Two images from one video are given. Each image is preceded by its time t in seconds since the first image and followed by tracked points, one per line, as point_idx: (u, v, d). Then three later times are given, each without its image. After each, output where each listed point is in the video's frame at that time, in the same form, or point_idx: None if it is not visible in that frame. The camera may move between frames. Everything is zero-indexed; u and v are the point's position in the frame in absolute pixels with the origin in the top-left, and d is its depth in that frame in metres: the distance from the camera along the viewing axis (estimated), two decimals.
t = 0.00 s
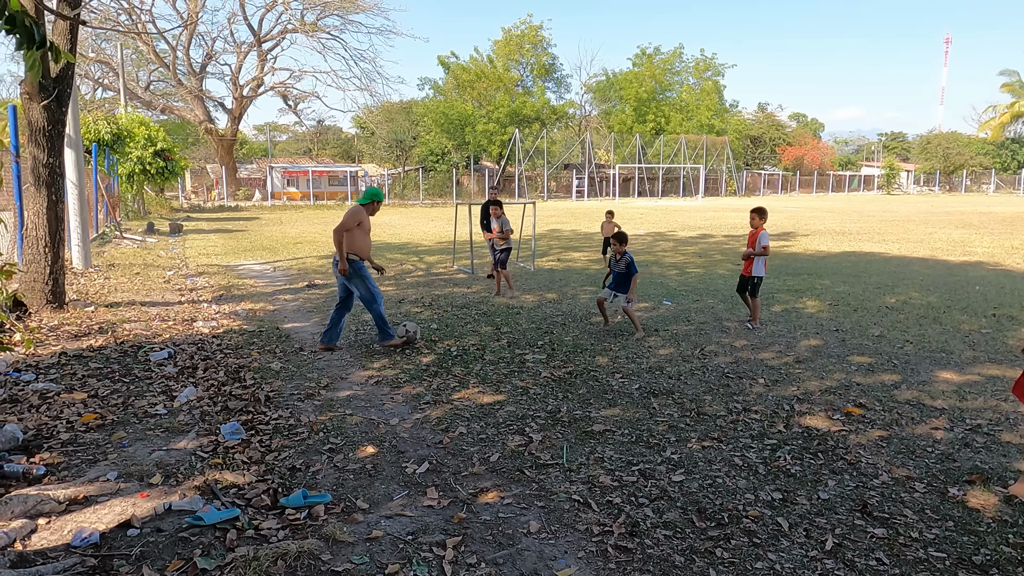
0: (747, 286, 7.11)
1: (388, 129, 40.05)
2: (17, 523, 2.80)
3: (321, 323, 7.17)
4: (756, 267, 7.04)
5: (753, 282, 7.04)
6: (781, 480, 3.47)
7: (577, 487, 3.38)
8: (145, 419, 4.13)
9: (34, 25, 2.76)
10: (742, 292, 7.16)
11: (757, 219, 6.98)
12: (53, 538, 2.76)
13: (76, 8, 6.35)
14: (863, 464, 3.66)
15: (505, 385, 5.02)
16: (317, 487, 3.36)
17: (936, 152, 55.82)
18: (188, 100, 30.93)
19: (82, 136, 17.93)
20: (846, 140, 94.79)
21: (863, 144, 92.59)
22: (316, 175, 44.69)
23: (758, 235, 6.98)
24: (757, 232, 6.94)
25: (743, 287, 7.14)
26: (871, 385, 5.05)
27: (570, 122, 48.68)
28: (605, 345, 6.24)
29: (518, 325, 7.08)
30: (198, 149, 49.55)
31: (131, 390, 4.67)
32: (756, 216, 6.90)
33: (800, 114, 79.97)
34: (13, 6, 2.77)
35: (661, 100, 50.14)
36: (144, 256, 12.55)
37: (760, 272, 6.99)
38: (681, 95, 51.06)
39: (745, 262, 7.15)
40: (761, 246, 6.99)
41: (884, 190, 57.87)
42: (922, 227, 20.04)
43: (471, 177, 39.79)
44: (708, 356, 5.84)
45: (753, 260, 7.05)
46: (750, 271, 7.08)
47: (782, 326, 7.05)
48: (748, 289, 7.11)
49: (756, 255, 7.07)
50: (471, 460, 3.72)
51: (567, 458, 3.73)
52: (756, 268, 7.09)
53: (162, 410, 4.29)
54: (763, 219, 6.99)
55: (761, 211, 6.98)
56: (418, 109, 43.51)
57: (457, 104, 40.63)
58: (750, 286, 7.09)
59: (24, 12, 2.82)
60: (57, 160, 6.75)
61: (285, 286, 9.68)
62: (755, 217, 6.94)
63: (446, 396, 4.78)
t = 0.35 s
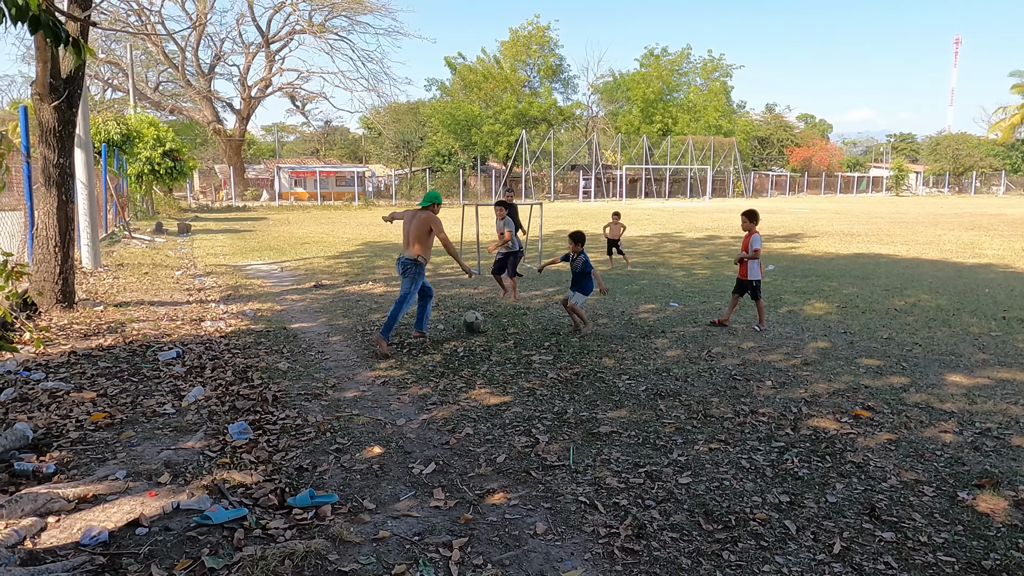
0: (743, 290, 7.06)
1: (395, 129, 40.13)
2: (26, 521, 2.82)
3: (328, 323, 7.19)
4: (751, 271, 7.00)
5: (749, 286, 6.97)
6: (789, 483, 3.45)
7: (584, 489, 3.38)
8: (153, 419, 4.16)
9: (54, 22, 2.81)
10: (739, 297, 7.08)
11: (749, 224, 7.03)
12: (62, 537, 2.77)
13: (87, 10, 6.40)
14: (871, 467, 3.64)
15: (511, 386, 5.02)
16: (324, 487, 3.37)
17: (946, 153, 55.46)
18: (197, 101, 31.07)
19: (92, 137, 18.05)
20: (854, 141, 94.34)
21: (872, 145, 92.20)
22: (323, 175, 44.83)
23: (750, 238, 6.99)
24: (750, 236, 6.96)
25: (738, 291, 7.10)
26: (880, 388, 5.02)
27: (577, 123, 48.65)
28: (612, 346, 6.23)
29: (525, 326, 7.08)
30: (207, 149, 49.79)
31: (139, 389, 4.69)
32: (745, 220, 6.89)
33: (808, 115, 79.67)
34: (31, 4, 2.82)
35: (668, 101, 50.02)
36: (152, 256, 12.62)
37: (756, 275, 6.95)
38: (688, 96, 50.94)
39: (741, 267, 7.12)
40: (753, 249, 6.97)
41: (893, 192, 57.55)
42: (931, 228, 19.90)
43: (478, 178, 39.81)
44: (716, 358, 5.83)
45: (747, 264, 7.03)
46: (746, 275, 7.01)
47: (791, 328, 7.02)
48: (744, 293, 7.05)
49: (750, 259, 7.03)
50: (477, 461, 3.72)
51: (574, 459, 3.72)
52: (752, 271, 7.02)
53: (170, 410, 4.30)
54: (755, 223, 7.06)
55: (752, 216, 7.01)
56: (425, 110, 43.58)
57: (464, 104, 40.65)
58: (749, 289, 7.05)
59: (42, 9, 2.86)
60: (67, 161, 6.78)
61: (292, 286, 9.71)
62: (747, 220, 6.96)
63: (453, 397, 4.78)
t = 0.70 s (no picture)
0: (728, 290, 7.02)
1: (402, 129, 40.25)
2: (35, 518, 2.85)
3: (334, 322, 7.22)
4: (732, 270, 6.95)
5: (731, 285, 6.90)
6: (793, 484, 3.45)
7: (588, 488, 3.38)
8: (161, 416, 4.19)
9: (55, 27, 2.73)
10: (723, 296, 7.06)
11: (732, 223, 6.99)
12: (70, 533, 2.79)
13: (97, 11, 6.43)
14: (877, 469, 3.63)
15: (516, 386, 5.03)
16: (329, 485, 3.38)
17: (955, 154, 55.10)
18: (205, 101, 31.24)
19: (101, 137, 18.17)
20: (863, 142, 93.93)
21: (881, 146, 91.81)
22: (331, 175, 44.96)
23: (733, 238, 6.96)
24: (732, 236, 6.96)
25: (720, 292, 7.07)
26: (886, 389, 5.00)
27: (584, 123, 48.62)
28: (617, 346, 6.22)
29: (531, 326, 7.08)
30: (215, 149, 50.01)
31: (147, 387, 4.73)
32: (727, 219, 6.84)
33: (817, 116, 79.35)
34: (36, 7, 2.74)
35: (676, 101, 49.92)
36: (160, 255, 12.68)
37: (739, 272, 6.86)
38: (696, 96, 50.84)
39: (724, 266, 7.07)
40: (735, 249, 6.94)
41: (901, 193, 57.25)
42: (940, 230, 19.79)
43: (484, 178, 39.87)
44: (722, 358, 5.82)
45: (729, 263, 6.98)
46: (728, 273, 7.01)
47: (797, 329, 6.99)
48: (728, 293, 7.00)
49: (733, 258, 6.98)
50: (482, 460, 3.73)
51: (579, 459, 3.73)
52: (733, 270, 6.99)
53: (178, 408, 4.34)
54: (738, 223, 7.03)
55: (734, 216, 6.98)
56: (432, 110, 43.69)
57: (471, 105, 40.72)
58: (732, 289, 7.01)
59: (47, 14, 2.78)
60: (76, 161, 6.85)
61: (298, 286, 9.75)
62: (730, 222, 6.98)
63: (458, 396, 4.80)
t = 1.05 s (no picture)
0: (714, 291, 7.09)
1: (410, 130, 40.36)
2: (44, 514, 2.87)
3: (342, 322, 7.24)
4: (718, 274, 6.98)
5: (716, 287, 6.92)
6: (800, 486, 3.43)
7: (593, 489, 3.38)
8: (169, 415, 4.21)
9: (61, 27, 2.72)
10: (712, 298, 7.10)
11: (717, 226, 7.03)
12: (78, 530, 2.82)
13: (108, 12, 6.49)
14: (885, 472, 3.61)
15: (522, 387, 5.03)
16: (334, 484, 3.39)
17: (966, 156, 54.68)
18: (214, 102, 31.41)
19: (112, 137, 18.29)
20: (873, 144, 93.39)
21: (890, 148, 91.31)
22: (339, 176, 45.11)
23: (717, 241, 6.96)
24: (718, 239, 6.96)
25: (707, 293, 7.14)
26: (894, 391, 4.97)
27: (592, 124, 48.59)
28: (623, 348, 6.22)
29: (537, 327, 7.08)
30: (224, 150, 50.29)
31: (155, 386, 4.76)
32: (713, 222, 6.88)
33: (826, 117, 79.02)
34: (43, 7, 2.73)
35: (684, 102, 49.81)
36: (169, 255, 12.73)
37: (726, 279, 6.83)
38: (704, 98, 50.72)
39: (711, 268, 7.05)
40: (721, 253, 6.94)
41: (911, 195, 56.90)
42: (950, 232, 19.65)
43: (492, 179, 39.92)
44: (729, 360, 5.80)
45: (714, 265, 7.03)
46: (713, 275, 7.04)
47: (805, 331, 6.96)
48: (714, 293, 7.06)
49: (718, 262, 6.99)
50: (488, 461, 3.73)
51: (584, 460, 3.72)
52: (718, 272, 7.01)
53: (185, 407, 4.36)
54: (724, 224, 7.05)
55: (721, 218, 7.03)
56: (440, 112, 43.82)
57: (478, 105, 40.78)
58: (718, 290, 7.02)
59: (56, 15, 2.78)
60: (87, 160, 6.90)
61: (307, 286, 9.79)
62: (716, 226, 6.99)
63: (464, 396, 4.80)
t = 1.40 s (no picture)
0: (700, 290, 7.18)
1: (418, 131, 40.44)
2: (52, 511, 2.88)
3: (348, 322, 7.26)
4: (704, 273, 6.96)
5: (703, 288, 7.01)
6: (807, 488, 3.41)
7: (599, 490, 3.38)
8: (177, 414, 4.23)
9: (80, 25, 2.75)
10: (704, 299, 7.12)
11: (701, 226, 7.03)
12: (86, 527, 2.83)
13: (118, 13, 6.54)
14: (893, 475, 3.58)
15: (528, 387, 5.02)
16: (341, 483, 3.40)
17: (976, 158, 54.28)
18: (223, 102, 31.55)
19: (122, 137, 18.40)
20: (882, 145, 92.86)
21: (900, 149, 90.82)
22: (346, 177, 45.22)
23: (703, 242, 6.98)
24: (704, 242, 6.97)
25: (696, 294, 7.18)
26: (902, 394, 4.94)
27: (600, 126, 48.54)
28: (630, 349, 6.21)
29: (543, 328, 7.08)
30: (233, 150, 50.49)
31: (163, 385, 4.79)
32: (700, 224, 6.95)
33: (835, 119, 78.68)
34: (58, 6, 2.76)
35: (692, 104, 49.69)
36: (177, 255, 12.79)
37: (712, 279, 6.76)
38: (712, 99, 50.60)
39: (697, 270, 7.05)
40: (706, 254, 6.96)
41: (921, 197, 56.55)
42: (960, 234, 19.52)
43: (499, 180, 39.94)
44: (736, 361, 5.77)
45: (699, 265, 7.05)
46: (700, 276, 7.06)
47: (812, 333, 6.93)
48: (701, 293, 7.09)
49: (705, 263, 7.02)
50: (493, 461, 3.73)
51: (591, 461, 3.72)
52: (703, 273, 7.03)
53: (193, 405, 4.38)
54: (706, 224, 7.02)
55: (706, 218, 7.09)
56: (448, 113, 43.90)
57: (486, 106, 40.80)
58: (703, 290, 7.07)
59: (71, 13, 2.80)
60: (97, 161, 6.94)
61: (314, 286, 9.82)
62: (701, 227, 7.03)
63: (471, 397, 4.80)
